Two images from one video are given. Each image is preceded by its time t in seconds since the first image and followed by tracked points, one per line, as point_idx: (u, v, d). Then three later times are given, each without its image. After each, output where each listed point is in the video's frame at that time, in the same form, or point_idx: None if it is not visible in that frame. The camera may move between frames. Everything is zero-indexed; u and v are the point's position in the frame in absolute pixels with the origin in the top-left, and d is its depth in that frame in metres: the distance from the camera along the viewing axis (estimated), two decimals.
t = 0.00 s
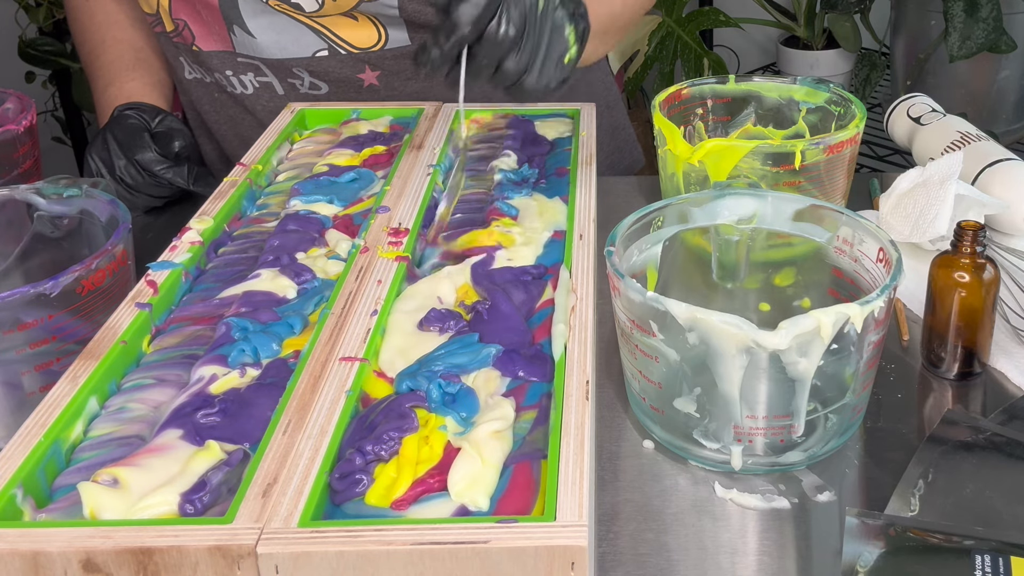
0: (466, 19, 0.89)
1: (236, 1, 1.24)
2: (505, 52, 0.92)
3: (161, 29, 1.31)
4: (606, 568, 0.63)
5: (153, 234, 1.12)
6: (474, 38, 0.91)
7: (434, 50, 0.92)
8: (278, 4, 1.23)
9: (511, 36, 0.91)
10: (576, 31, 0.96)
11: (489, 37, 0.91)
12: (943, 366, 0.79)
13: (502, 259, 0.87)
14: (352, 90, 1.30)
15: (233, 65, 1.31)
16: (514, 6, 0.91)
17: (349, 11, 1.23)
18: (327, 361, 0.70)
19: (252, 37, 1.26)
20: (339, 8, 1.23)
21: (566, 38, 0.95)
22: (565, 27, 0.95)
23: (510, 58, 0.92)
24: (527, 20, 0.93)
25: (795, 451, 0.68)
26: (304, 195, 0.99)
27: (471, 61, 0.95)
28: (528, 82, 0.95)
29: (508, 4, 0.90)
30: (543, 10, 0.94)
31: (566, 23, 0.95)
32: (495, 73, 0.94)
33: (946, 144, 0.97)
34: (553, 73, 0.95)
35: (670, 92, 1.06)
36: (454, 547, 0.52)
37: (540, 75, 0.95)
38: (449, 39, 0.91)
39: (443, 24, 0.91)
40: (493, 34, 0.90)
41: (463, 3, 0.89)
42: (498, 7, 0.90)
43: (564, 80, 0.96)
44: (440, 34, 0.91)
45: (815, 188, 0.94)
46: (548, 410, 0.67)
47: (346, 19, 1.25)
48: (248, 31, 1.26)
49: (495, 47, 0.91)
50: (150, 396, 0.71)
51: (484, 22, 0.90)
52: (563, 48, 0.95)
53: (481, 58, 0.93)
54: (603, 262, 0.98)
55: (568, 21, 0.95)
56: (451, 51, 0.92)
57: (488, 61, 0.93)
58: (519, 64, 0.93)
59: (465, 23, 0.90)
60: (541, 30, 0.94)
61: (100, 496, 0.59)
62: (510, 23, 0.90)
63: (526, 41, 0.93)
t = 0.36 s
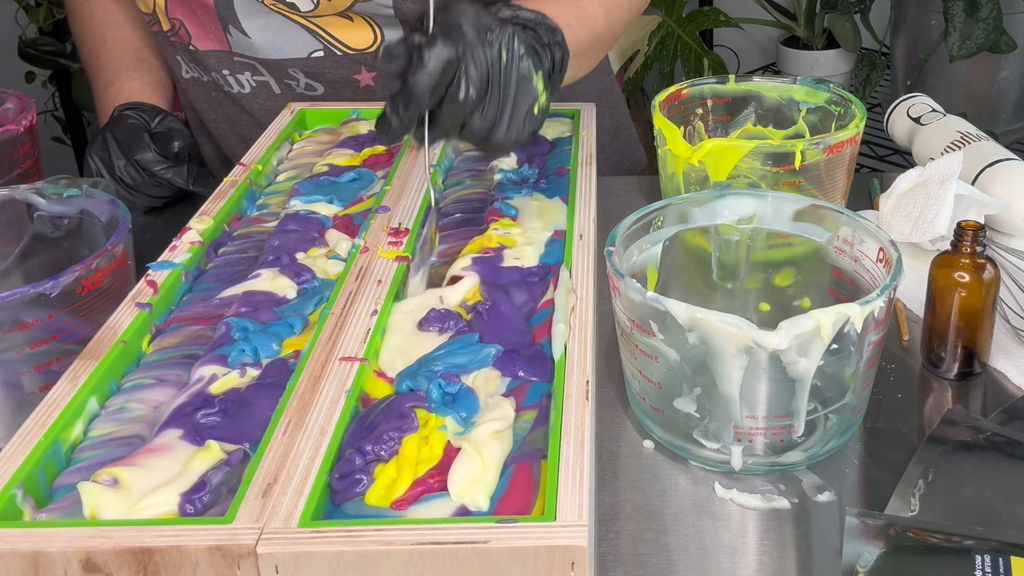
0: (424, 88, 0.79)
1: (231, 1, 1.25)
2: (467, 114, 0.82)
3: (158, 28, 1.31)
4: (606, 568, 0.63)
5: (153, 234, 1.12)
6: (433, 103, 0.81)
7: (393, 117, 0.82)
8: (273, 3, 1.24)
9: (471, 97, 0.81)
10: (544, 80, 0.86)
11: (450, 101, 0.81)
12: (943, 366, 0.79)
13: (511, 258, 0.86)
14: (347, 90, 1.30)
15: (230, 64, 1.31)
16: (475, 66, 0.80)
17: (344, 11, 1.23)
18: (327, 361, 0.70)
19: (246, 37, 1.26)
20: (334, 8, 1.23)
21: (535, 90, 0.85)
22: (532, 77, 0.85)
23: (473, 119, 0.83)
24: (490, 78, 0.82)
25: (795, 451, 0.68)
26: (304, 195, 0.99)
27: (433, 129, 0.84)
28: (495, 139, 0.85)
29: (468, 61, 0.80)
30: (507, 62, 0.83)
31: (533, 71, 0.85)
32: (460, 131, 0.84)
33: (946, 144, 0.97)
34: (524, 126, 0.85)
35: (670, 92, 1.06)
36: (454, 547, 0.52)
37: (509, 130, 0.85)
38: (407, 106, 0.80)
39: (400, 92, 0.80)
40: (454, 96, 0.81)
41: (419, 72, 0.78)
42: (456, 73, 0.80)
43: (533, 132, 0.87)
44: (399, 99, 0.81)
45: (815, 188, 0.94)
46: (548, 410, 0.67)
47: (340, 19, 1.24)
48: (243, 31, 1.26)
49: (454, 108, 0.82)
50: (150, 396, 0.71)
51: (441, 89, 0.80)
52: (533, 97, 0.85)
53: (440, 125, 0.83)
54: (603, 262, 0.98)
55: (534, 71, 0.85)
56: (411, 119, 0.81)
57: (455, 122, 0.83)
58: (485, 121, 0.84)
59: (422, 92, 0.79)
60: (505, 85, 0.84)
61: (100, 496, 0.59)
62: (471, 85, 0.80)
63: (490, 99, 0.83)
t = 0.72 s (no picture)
0: (443, 124, 0.73)
1: (235, 5, 1.24)
2: (489, 144, 0.77)
3: (164, 30, 1.32)
4: (606, 568, 0.63)
5: (153, 234, 1.12)
6: (454, 138, 0.75)
7: (414, 155, 0.75)
8: (277, 7, 1.22)
9: (492, 129, 0.76)
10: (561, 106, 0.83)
11: (470, 134, 0.76)
12: (943, 366, 0.79)
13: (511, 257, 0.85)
14: (351, 93, 1.30)
15: (233, 67, 1.31)
16: (491, 97, 0.75)
17: (347, 15, 1.22)
18: (327, 361, 0.70)
19: (250, 40, 1.26)
20: (338, 13, 1.22)
21: (552, 114, 0.81)
22: (550, 101, 0.81)
23: (495, 149, 0.78)
24: (508, 109, 0.77)
25: (795, 451, 0.68)
26: (304, 195, 0.99)
27: (450, 164, 0.78)
28: (517, 166, 0.81)
29: (486, 94, 0.75)
30: (525, 91, 0.79)
31: (550, 96, 0.81)
32: (481, 163, 0.79)
33: (946, 144, 0.97)
34: (543, 152, 0.82)
35: (670, 92, 1.06)
36: (454, 547, 0.52)
37: (529, 157, 0.81)
38: (428, 145, 0.74)
39: (420, 131, 0.74)
40: (475, 129, 0.75)
41: (438, 106, 0.72)
42: (476, 107, 0.75)
43: (553, 157, 0.84)
44: (418, 140, 0.75)
45: (815, 188, 0.94)
46: (548, 410, 0.67)
47: (343, 22, 1.24)
48: (247, 34, 1.26)
49: (476, 140, 0.76)
50: (150, 396, 0.71)
51: (463, 121, 0.74)
52: (549, 123, 0.81)
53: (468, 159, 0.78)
54: (603, 262, 0.98)
55: (551, 96, 0.81)
56: (431, 155, 0.75)
57: (493, 149, 0.78)
58: (506, 151, 0.79)
59: (443, 128, 0.73)
60: (524, 111, 0.79)
61: (100, 496, 0.59)
62: (491, 118, 0.75)
63: (510, 132, 0.78)
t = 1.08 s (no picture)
0: (432, 90, 0.76)
1: (237, 7, 1.24)
2: (475, 121, 0.81)
3: (166, 31, 1.31)
4: (606, 568, 0.63)
5: (152, 234, 1.12)
6: (441, 106, 0.79)
7: (398, 117, 0.78)
8: (279, 9, 1.22)
9: (482, 104, 0.80)
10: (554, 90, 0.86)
11: (459, 106, 0.80)
12: (943, 366, 0.79)
13: (510, 259, 0.85)
14: (353, 94, 1.29)
15: (236, 68, 1.31)
16: (488, 69, 0.79)
17: (349, 17, 1.22)
18: (327, 361, 0.70)
19: (253, 41, 1.26)
20: (341, 14, 1.22)
21: (545, 100, 0.85)
22: (544, 86, 0.85)
23: (481, 127, 0.82)
24: (502, 84, 0.81)
25: (795, 451, 0.68)
26: (304, 195, 0.99)
27: (436, 135, 0.82)
28: (501, 148, 0.84)
29: (481, 65, 0.78)
30: (521, 68, 0.83)
31: (545, 80, 0.84)
32: (464, 139, 0.83)
33: (946, 144, 0.97)
34: (530, 138, 0.85)
35: (670, 92, 1.06)
36: (454, 547, 0.52)
37: (515, 141, 0.84)
38: (414, 109, 0.77)
39: (406, 94, 0.77)
40: (464, 102, 0.79)
41: (428, 72, 0.75)
42: (469, 77, 0.78)
43: (541, 145, 0.87)
44: (405, 103, 0.77)
45: (815, 188, 0.94)
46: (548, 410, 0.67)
47: (346, 24, 1.23)
48: (250, 36, 1.26)
49: (463, 114, 0.80)
50: (150, 396, 0.71)
51: (453, 92, 0.78)
52: (542, 109, 0.85)
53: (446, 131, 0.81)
54: (603, 262, 0.98)
55: (546, 79, 0.84)
56: (415, 122, 0.78)
57: (456, 130, 0.82)
58: (492, 130, 0.83)
59: (431, 94, 0.76)
60: (518, 94, 0.83)
61: (100, 496, 0.59)
62: (482, 92, 0.79)
63: (501, 108, 0.82)
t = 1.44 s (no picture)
0: (449, 10, 0.77)
1: (236, 7, 1.24)
2: (493, 46, 0.79)
3: (165, 32, 1.31)
4: (606, 569, 0.63)
5: (152, 234, 1.12)
6: (459, 32, 0.79)
7: (415, 46, 0.80)
8: (277, 10, 1.22)
9: (500, 29, 0.79)
10: (577, 20, 0.82)
11: (475, 32, 0.79)
12: (943, 366, 0.79)
13: (510, 260, 0.85)
14: (351, 95, 1.29)
15: (235, 69, 1.31)
16: None
17: (347, 18, 1.22)
18: (327, 361, 0.70)
19: (251, 42, 1.26)
20: (337, 15, 1.21)
21: (567, 27, 0.81)
22: (565, 15, 0.81)
23: (500, 53, 0.80)
24: (519, 7, 0.79)
25: (795, 451, 0.68)
26: (304, 195, 0.99)
27: (456, 62, 0.81)
28: (523, 78, 0.80)
29: None
30: None
31: (564, 10, 0.81)
32: (483, 70, 0.81)
33: (946, 144, 0.97)
34: (553, 66, 0.81)
35: (669, 92, 1.06)
36: (454, 547, 0.52)
37: (540, 68, 0.80)
38: (429, 33, 0.79)
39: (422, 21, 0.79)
40: (480, 28, 0.78)
41: None
42: None
43: (565, 75, 0.82)
44: (421, 28, 0.79)
45: (815, 188, 0.94)
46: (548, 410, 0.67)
47: (343, 25, 1.23)
48: (248, 36, 1.26)
49: (479, 42, 0.79)
50: (150, 396, 0.71)
51: (468, 16, 0.78)
52: (564, 39, 0.81)
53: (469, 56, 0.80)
54: (603, 262, 0.98)
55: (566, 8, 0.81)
56: (433, 49, 0.79)
57: (475, 56, 0.80)
58: (511, 58, 0.80)
59: (446, 15, 0.78)
60: (536, 20, 0.80)
61: (100, 496, 0.59)
62: (500, 14, 0.79)
63: (520, 29, 0.80)
